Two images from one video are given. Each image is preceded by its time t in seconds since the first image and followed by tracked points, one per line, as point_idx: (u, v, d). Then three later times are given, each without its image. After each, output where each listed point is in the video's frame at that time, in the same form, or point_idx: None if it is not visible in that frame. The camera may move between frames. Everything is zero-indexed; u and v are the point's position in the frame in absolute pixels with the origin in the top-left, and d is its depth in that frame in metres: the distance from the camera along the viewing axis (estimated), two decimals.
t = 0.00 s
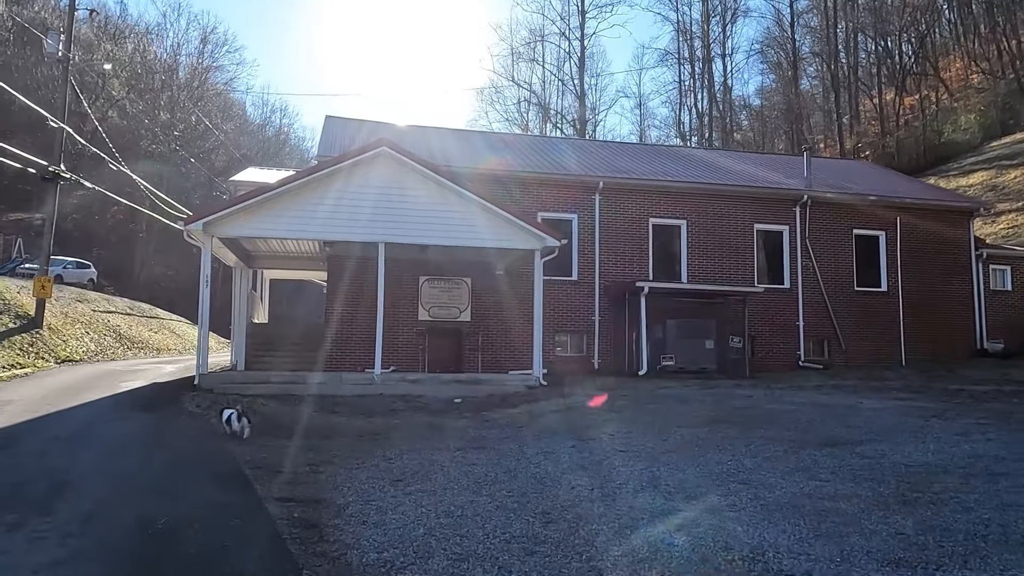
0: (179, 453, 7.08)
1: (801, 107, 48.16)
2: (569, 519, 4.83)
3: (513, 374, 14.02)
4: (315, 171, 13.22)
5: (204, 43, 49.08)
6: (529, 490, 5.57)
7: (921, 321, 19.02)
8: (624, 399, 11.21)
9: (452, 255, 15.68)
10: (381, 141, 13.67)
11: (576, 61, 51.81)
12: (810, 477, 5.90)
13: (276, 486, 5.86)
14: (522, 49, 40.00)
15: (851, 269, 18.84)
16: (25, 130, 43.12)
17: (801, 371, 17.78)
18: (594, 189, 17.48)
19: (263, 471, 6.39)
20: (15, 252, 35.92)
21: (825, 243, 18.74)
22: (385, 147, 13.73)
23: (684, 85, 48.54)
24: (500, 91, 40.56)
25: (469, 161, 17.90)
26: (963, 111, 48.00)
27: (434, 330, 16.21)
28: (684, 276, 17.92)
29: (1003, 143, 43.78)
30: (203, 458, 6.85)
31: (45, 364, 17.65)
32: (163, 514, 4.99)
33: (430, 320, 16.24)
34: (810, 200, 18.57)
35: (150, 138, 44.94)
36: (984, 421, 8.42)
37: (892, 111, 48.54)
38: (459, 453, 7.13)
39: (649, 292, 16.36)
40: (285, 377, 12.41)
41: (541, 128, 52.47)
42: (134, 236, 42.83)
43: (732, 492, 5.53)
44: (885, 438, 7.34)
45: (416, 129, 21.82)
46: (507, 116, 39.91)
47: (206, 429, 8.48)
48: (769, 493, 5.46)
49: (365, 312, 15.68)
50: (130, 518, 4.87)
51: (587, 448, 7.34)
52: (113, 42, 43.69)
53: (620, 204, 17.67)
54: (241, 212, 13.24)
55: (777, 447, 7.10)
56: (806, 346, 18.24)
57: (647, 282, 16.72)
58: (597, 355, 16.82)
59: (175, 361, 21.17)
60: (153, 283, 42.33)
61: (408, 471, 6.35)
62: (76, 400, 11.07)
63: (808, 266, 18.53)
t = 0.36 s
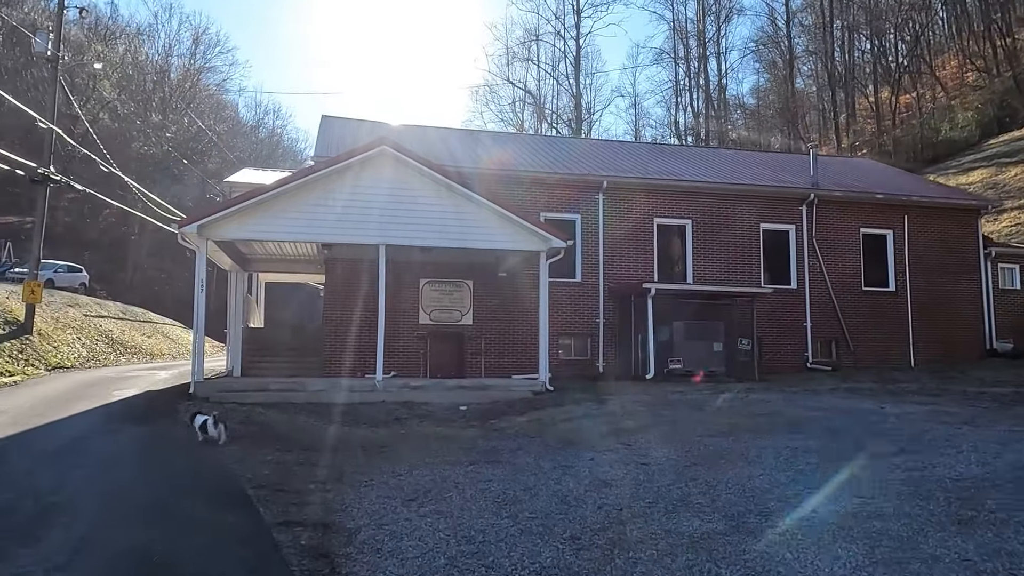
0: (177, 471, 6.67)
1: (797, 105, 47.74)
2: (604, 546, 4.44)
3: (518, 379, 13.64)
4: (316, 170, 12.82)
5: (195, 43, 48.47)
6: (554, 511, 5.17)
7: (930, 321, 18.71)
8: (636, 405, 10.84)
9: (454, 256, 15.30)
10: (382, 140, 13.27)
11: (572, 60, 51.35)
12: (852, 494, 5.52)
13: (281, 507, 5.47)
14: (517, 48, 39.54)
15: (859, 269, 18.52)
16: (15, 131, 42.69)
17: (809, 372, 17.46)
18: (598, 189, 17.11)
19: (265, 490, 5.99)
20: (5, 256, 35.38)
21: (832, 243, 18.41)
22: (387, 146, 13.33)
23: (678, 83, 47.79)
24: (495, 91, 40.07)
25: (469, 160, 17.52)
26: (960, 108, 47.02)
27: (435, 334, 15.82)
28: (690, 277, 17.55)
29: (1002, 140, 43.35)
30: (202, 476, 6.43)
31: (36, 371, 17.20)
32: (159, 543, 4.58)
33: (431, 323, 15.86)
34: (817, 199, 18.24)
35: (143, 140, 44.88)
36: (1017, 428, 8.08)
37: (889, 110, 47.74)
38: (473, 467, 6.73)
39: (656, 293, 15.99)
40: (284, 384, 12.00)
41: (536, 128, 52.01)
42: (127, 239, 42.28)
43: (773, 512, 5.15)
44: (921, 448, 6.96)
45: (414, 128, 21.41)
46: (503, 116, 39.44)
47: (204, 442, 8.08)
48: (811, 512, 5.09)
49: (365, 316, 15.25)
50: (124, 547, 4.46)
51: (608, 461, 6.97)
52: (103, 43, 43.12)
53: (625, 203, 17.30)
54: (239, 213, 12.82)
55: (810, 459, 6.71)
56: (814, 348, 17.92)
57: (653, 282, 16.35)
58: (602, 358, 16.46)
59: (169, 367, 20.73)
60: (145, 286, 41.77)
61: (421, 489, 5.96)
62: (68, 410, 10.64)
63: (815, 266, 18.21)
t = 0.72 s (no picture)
0: (165, 487, 6.19)
1: (793, 105, 47.48)
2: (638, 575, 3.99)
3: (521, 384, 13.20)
4: (312, 168, 12.35)
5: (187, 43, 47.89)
6: (577, 533, 4.74)
7: (937, 322, 18.37)
8: (646, 411, 10.41)
9: (453, 257, 14.84)
10: (382, 137, 12.80)
11: (568, 60, 50.96)
12: (899, 511, 5.08)
13: (279, 528, 5.01)
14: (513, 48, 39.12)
15: (866, 270, 18.15)
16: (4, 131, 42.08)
17: (816, 375, 17.07)
18: (601, 188, 16.69)
19: (261, 508, 5.52)
20: None
21: (839, 243, 18.03)
22: (387, 142, 12.85)
23: (675, 83, 47.42)
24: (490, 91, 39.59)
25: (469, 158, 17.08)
26: (957, 110, 46.25)
27: (435, 338, 15.35)
28: (695, 278, 17.12)
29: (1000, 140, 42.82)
30: (191, 493, 5.97)
31: (23, 377, 16.68)
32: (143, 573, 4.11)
33: (431, 327, 15.41)
34: (823, 198, 17.87)
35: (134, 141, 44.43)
36: None
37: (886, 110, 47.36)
38: (484, 481, 6.29)
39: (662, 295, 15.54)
40: (278, 390, 11.53)
41: (532, 128, 51.63)
42: (119, 240, 41.70)
43: (817, 532, 4.71)
44: (959, 459, 6.56)
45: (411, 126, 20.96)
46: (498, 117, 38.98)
47: (194, 454, 7.62)
48: (859, 532, 4.66)
49: (363, 319, 14.79)
50: (105, 575, 3.98)
51: (627, 474, 6.52)
52: (94, 43, 42.52)
53: (627, 203, 16.88)
54: (231, 212, 12.35)
55: (844, 471, 6.28)
56: (821, 350, 17.54)
57: (659, 284, 15.92)
58: (606, 362, 16.06)
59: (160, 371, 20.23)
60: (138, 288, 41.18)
61: (430, 508, 5.48)
62: (53, 418, 10.14)
63: (821, 266, 17.83)
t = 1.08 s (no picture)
0: (167, 496, 5.79)
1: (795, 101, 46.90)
2: None
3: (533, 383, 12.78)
4: (317, 161, 11.92)
5: (184, 42, 47.44)
6: (618, 546, 4.35)
7: (955, 318, 17.96)
8: (665, 410, 10.01)
9: (461, 253, 14.42)
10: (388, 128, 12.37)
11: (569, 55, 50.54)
12: (964, 519, 4.69)
13: (293, 541, 4.62)
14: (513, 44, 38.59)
15: (881, 264, 17.74)
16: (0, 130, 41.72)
17: (832, 373, 16.69)
18: (611, 182, 16.27)
19: (272, 518, 5.13)
20: None
21: (854, 237, 17.64)
22: (393, 134, 12.42)
23: (676, 80, 47.01)
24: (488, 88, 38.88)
25: (476, 151, 16.64)
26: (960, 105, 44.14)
27: (442, 336, 14.94)
28: (707, 274, 16.75)
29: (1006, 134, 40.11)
30: (195, 503, 5.56)
31: (19, 379, 16.29)
32: None
33: (437, 325, 15.01)
34: (838, 192, 17.47)
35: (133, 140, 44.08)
36: None
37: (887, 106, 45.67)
38: (508, 488, 5.89)
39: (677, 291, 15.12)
40: (283, 391, 11.12)
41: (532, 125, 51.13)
42: (116, 240, 41.28)
43: (881, 544, 4.32)
44: (1013, 461, 6.16)
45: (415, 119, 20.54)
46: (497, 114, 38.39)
47: (200, 458, 7.24)
48: (927, 544, 4.27)
49: (367, 317, 14.38)
50: None
51: (657, 479, 6.12)
52: (91, 41, 42.10)
53: (638, 197, 16.47)
54: (231, 207, 11.90)
55: (893, 474, 5.88)
56: (836, 347, 17.15)
57: (671, 280, 15.50)
58: (618, 361, 15.67)
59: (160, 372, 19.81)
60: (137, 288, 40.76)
61: (454, 517, 5.08)
62: (48, 422, 9.72)
63: (836, 261, 17.44)
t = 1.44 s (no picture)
0: (173, 516, 5.37)
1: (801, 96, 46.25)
2: None
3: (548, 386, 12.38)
4: (324, 157, 11.53)
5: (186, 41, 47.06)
6: (669, 570, 3.95)
7: (975, 315, 17.55)
8: (691, 413, 9.60)
9: (471, 251, 14.01)
10: (398, 122, 11.96)
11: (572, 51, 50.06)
12: None
13: (310, 566, 4.23)
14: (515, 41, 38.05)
15: (900, 260, 17.32)
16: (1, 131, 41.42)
17: (851, 372, 16.27)
18: (624, 177, 15.86)
19: (286, 539, 4.74)
20: None
21: (872, 233, 17.22)
22: (402, 128, 12.01)
23: (680, 77, 46.43)
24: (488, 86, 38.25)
25: (485, 147, 16.22)
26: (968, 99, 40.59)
27: (452, 337, 14.51)
28: (722, 270, 16.33)
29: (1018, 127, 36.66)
30: (200, 524, 5.13)
31: (19, 383, 15.93)
32: None
33: (447, 325, 14.61)
34: (856, 186, 17.05)
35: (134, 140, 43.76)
36: None
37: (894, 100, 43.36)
38: (537, 502, 5.50)
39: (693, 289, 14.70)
40: (291, 396, 10.73)
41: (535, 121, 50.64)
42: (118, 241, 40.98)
43: (958, 567, 3.92)
44: None
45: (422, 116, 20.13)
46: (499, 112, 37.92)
47: (207, 469, 6.87)
48: (1009, 568, 3.88)
49: (377, 319, 14.01)
50: None
51: (699, 491, 5.70)
52: (91, 41, 41.78)
53: (652, 192, 16.06)
54: (235, 205, 11.50)
55: (949, 486, 5.48)
56: (855, 345, 16.73)
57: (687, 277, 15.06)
58: (632, 361, 15.28)
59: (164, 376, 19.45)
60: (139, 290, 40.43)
61: (483, 536, 4.68)
62: (47, 430, 9.34)
63: (855, 257, 17.01)
